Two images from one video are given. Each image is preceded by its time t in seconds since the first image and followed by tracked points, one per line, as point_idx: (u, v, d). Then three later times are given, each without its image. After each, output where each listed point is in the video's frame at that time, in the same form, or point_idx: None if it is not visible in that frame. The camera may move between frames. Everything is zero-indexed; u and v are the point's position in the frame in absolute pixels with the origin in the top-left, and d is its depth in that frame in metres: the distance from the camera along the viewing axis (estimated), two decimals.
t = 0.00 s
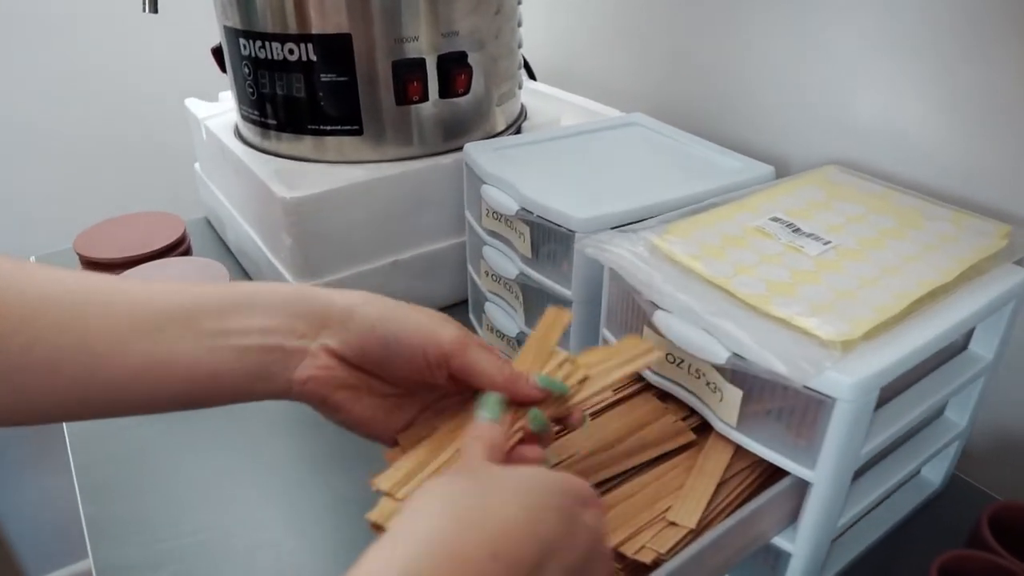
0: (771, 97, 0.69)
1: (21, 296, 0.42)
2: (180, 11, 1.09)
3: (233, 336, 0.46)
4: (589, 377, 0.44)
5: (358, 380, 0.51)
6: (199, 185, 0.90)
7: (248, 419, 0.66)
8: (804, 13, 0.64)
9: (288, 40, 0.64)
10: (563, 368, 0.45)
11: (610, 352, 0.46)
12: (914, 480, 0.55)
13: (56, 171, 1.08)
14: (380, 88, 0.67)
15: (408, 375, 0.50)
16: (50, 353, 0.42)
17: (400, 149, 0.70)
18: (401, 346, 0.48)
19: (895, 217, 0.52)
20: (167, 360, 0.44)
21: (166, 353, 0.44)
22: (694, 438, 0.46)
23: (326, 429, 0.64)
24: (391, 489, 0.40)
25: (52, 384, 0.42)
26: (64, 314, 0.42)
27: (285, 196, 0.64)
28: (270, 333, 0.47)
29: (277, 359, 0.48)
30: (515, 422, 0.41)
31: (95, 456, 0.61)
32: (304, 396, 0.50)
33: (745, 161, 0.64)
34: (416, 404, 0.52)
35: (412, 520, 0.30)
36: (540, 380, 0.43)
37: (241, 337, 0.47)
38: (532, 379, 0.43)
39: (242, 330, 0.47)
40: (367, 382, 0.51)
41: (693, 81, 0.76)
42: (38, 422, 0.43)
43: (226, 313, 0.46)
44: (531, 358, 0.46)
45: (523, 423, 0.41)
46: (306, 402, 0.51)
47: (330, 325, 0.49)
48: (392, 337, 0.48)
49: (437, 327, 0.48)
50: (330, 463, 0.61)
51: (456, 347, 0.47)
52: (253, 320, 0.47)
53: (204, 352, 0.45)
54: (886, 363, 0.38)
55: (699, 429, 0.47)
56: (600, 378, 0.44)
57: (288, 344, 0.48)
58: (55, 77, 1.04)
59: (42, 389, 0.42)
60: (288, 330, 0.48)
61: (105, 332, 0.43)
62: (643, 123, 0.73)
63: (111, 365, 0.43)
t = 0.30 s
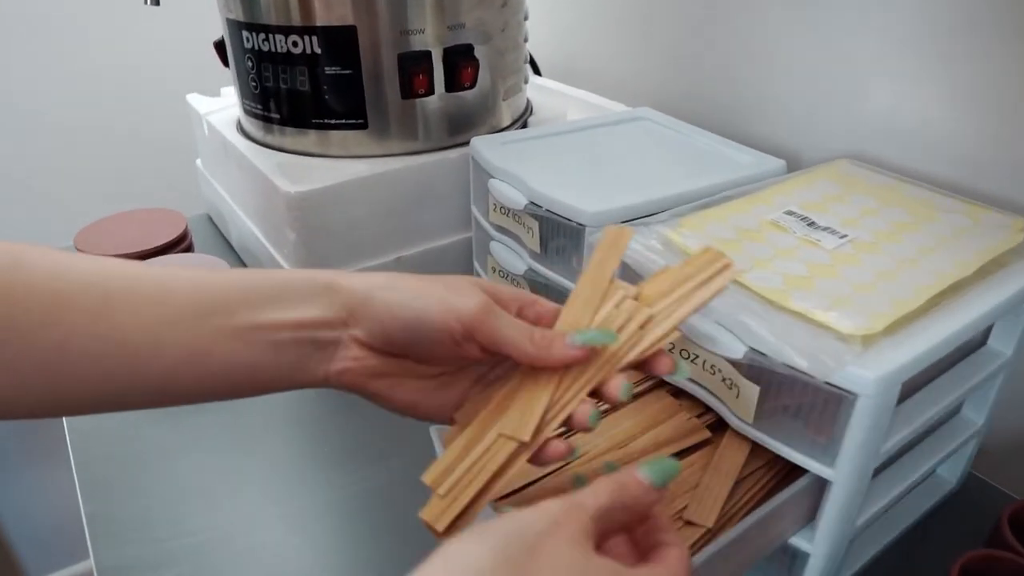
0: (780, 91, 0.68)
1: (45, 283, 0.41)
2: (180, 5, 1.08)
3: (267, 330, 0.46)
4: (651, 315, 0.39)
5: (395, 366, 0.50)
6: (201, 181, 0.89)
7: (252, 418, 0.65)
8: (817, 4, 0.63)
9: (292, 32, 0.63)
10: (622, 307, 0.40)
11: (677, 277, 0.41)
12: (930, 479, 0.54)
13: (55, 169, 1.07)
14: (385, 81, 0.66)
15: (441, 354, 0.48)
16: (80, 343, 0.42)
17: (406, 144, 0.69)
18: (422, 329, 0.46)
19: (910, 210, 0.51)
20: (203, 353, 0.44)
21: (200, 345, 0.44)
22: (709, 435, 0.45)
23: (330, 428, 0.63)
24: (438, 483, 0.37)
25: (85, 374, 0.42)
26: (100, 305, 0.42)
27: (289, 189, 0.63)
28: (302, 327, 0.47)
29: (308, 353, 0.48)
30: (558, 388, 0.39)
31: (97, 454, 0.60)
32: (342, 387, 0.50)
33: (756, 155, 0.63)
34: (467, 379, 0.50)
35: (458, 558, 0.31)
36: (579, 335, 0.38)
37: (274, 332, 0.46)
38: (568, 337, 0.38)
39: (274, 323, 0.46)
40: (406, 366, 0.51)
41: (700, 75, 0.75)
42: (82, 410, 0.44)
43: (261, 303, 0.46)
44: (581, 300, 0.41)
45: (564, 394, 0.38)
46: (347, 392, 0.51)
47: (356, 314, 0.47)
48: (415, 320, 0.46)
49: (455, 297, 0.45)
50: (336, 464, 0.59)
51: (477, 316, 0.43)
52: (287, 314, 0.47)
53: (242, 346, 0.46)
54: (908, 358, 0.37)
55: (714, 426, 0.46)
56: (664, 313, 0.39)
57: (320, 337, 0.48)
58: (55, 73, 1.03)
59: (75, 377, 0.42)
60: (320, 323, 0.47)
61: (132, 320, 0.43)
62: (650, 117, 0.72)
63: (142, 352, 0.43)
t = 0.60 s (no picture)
0: (783, 93, 0.67)
1: (80, 291, 0.43)
2: (178, 6, 1.07)
3: (302, 337, 0.45)
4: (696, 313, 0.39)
5: (434, 372, 0.48)
6: (199, 183, 0.88)
7: (249, 423, 0.64)
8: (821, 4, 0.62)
9: (289, 32, 0.62)
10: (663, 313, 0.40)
11: (720, 281, 0.40)
12: (937, 485, 0.53)
13: (52, 171, 1.06)
14: (384, 82, 0.65)
15: (487, 349, 0.48)
16: (107, 346, 0.42)
17: (406, 145, 0.69)
18: (466, 318, 0.46)
19: (918, 212, 0.51)
20: (230, 358, 0.43)
21: (228, 351, 0.44)
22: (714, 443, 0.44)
23: (328, 433, 0.62)
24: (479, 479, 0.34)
25: (110, 377, 0.42)
26: (121, 314, 0.43)
27: (287, 191, 0.62)
28: (340, 333, 0.46)
29: (344, 360, 0.46)
30: (604, 381, 0.37)
31: (94, 459, 0.59)
32: (377, 395, 0.47)
33: (761, 157, 0.62)
34: (512, 387, 0.48)
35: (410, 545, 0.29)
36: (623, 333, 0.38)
37: (311, 338, 0.45)
38: (614, 335, 0.38)
39: (308, 330, 0.45)
40: (445, 372, 0.48)
41: (703, 76, 0.74)
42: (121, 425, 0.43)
43: (293, 313, 0.46)
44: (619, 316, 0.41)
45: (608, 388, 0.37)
46: (380, 403, 0.48)
47: (394, 315, 0.47)
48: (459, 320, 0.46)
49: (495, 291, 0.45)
50: (334, 470, 0.59)
51: (515, 306, 0.44)
52: (323, 320, 0.46)
53: (275, 352, 0.44)
54: (919, 364, 0.36)
55: (719, 433, 0.45)
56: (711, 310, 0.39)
57: (358, 342, 0.46)
58: (52, 75, 1.02)
59: (100, 382, 0.42)
60: (358, 329, 0.47)
61: (160, 326, 0.43)
62: (652, 118, 0.71)
63: (166, 356, 0.43)
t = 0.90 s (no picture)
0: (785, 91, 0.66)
1: (69, 295, 0.42)
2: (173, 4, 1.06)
3: (292, 346, 0.45)
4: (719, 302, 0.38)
5: (428, 383, 0.48)
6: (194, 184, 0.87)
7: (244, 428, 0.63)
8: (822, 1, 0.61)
9: (284, 30, 0.61)
10: (685, 298, 0.38)
11: (740, 268, 0.40)
12: (942, 491, 0.52)
13: (47, 171, 1.05)
14: (381, 80, 0.64)
15: (479, 356, 0.47)
16: (96, 355, 0.41)
17: (403, 144, 0.68)
18: (455, 325, 0.45)
19: (923, 212, 0.50)
20: (216, 369, 0.43)
21: (216, 361, 0.43)
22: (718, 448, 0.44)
23: (324, 437, 0.61)
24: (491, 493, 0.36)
25: (99, 385, 0.41)
26: (108, 319, 0.42)
27: (283, 191, 0.61)
28: (331, 341, 0.45)
29: (334, 371, 0.46)
30: (609, 400, 0.36)
31: (87, 464, 0.58)
32: (372, 407, 0.47)
33: (763, 157, 0.61)
34: (508, 396, 0.48)
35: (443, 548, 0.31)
36: (624, 347, 0.37)
37: (302, 347, 0.45)
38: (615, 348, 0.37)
39: (299, 338, 0.45)
40: (440, 383, 0.48)
41: (703, 74, 0.73)
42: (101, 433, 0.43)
43: (285, 320, 0.45)
44: (633, 298, 0.40)
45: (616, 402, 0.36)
46: (374, 414, 0.48)
47: (385, 323, 0.46)
48: (449, 325, 0.45)
49: (484, 293, 0.44)
50: (330, 475, 0.58)
51: (508, 308, 0.42)
52: (313, 329, 0.45)
53: (263, 364, 0.44)
54: (926, 368, 0.36)
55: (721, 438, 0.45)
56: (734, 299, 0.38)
57: (347, 353, 0.46)
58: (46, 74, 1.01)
59: (82, 390, 0.41)
60: (347, 337, 0.46)
61: (150, 333, 0.42)
62: (652, 117, 0.70)
63: (156, 366, 0.42)
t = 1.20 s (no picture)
0: (788, 87, 0.66)
1: (48, 299, 0.41)
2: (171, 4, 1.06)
3: (277, 350, 0.44)
4: (719, 305, 0.37)
5: (421, 386, 0.47)
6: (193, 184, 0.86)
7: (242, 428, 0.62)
8: None
9: (281, 26, 0.61)
10: (685, 298, 0.38)
11: (734, 269, 0.39)
12: (949, 492, 0.51)
13: (43, 169, 1.04)
14: (379, 77, 0.63)
15: (474, 357, 0.46)
16: (78, 358, 0.41)
17: (402, 142, 0.67)
18: (451, 325, 0.44)
19: (930, 210, 0.49)
20: (201, 374, 0.42)
21: (202, 366, 0.42)
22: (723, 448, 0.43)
23: (323, 438, 0.61)
24: (490, 500, 0.35)
25: (78, 391, 0.41)
26: (94, 322, 0.41)
27: (278, 189, 0.61)
28: (316, 345, 0.45)
29: (324, 374, 0.45)
30: (612, 402, 0.36)
31: (83, 464, 0.58)
32: (361, 411, 0.47)
33: (765, 153, 0.60)
34: (504, 397, 0.47)
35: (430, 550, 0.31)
36: (623, 348, 0.37)
37: (288, 351, 0.44)
38: (613, 349, 0.37)
39: (286, 341, 0.44)
40: (434, 385, 0.47)
41: (705, 71, 0.73)
42: (82, 440, 0.42)
43: (272, 323, 0.44)
44: (629, 293, 0.40)
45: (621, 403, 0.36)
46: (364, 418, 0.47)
47: (377, 325, 0.46)
48: (443, 327, 0.44)
49: (479, 293, 0.43)
50: (328, 476, 0.57)
51: (508, 308, 0.41)
52: (300, 331, 0.45)
53: (247, 368, 0.43)
54: (934, 367, 0.35)
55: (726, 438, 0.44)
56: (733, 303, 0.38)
57: (337, 355, 0.45)
58: (44, 73, 1.00)
59: (65, 394, 0.41)
60: (337, 339, 0.45)
61: (129, 338, 0.41)
62: (653, 114, 0.70)
63: (135, 371, 0.41)
